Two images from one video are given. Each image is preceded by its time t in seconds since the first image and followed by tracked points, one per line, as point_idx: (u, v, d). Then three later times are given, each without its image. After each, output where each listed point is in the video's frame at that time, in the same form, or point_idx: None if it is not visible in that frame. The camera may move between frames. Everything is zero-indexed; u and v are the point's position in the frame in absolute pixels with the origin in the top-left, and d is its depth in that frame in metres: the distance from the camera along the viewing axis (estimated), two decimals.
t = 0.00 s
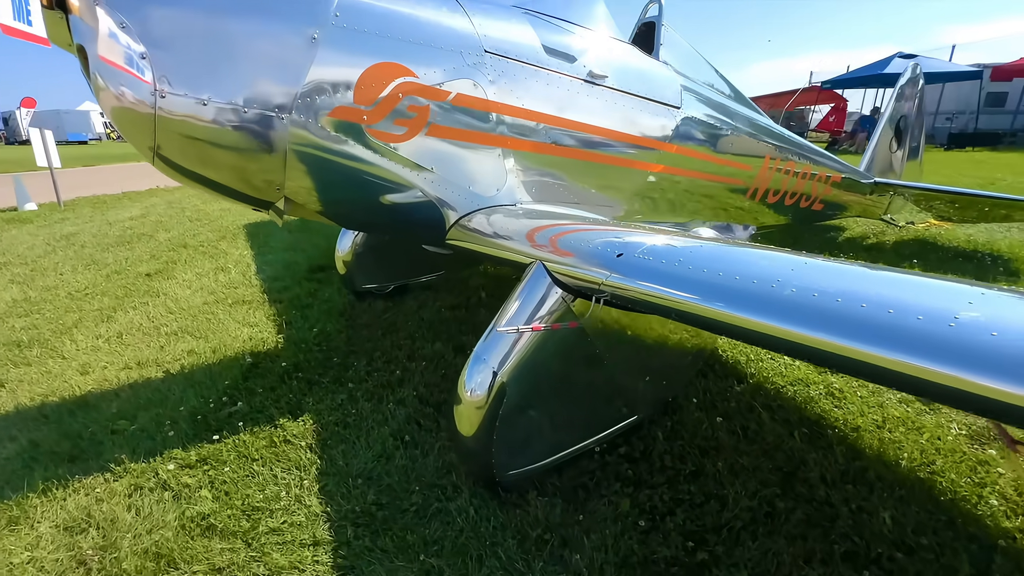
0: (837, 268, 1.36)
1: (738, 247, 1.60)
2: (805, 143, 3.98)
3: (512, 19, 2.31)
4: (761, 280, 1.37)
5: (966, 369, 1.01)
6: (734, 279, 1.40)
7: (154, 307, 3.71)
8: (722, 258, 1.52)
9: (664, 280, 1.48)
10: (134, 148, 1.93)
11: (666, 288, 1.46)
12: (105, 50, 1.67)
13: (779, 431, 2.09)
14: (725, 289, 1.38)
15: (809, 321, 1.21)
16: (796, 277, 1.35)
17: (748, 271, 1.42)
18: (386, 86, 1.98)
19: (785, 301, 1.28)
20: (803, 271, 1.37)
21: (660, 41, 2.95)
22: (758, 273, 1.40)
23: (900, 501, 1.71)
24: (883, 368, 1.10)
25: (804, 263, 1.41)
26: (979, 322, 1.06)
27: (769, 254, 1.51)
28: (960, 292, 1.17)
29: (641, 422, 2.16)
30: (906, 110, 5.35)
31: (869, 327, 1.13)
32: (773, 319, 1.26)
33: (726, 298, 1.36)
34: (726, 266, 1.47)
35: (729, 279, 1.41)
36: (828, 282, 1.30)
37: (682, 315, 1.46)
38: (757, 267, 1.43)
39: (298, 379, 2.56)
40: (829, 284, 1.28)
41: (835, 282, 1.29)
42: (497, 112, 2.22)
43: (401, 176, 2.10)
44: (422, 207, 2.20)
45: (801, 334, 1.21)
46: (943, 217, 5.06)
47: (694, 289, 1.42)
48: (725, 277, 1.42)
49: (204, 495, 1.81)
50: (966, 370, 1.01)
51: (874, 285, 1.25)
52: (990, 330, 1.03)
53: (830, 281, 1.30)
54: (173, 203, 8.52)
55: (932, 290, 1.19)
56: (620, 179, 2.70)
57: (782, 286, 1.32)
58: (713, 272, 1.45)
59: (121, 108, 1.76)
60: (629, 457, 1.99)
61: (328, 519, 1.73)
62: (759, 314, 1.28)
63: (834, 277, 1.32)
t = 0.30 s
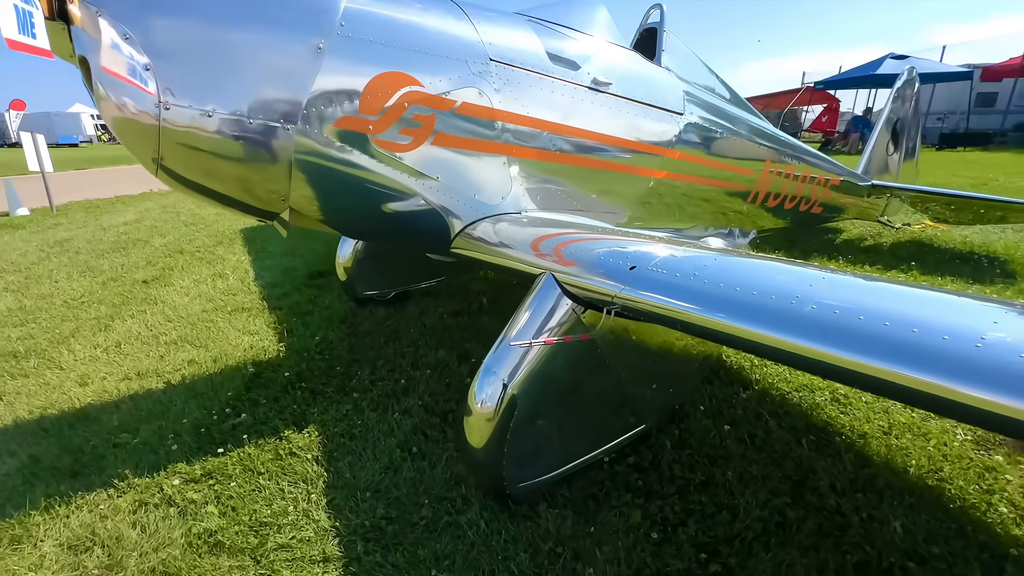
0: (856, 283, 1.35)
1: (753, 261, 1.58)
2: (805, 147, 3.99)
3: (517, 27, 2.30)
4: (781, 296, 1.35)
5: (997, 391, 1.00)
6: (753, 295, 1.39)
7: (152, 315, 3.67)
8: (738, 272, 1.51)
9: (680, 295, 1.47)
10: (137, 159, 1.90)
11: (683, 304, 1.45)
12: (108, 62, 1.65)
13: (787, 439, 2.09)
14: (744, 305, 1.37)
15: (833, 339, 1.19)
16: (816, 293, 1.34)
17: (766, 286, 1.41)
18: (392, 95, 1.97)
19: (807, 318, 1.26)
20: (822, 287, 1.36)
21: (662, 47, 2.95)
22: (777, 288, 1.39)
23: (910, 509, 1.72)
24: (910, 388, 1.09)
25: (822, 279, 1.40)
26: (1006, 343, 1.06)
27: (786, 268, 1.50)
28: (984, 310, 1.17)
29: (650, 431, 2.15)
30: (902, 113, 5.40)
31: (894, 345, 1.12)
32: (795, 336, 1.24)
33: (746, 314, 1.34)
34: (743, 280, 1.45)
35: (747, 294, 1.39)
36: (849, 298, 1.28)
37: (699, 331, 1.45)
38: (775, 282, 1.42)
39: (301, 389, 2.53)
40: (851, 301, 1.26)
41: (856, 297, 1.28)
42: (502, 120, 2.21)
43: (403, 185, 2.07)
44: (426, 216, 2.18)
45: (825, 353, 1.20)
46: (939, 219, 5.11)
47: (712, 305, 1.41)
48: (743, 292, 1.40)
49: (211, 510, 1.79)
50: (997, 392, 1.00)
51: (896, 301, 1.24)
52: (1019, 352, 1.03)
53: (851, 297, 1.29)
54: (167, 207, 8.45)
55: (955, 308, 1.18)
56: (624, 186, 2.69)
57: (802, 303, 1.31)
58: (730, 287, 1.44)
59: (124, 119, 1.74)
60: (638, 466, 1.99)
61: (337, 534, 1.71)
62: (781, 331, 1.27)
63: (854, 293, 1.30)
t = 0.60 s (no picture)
0: (883, 304, 1.35)
1: (776, 278, 1.58)
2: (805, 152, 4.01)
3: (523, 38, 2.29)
4: (808, 318, 1.35)
5: None
6: (779, 316, 1.38)
7: (150, 327, 3.62)
8: (760, 291, 1.50)
9: (704, 315, 1.45)
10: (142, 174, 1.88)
11: (708, 324, 1.44)
12: (114, 78, 1.62)
13: (799, 449, 2.09)
14: (771, 326, 1.35)
15: (867, 365, 1.19)
16: (844, 314, 1.33)
17: (791, 307, 1.40)
18: (401, 108, 1.95)
19: (836, 342, 1.26)
20: (849, 308, 1.35)
21: (666, 55, 2.94)
22: (803, 310, 1.37)
23: (926, 521, 1.73)
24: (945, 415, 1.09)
25: (848, 300, 1.40)
26: None
27: (809, 287, 1.49)
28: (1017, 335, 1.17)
29: (661, 443, 2.14)
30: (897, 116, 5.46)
31: (930, 372, 1.12)
32: (827, 361, 1.24)
33: (774, 336, 1.33)
34: (767, 300, 1.44)
35: (773, 316, 1.38)
36: (879, 321, 1.28)
37: (725, 351, 1.44)
38: (801, 302, 1.41)
39: (307, 403, 2.51)
40: (881, 324, 1.26)
41: (886, 321, 1.27)
42: (511, 132, 2.19)
43: (407, 197, 2.05)
44: (430, 228, 2.16)
45: (858, 378, 1.19)
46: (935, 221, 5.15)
47: (738, 326, 1.40)
48: (769, 312, 1.39)
49: (222, 532, 1.76)
50: None
51: (927, 325, 1.23)
52: None
53: (880, 320, 1.28)
54: (160, 213, 8.35)
55: (988, 332, 1.18)
56: (629, 196, 2.69)
57: (831, 325, 1.30)
58: (755, 307, 1.43)
59: (130, 135, 1.71)
60: (652, 479, 1.98)
61: (352, 556, 1.69)
62: (811, 355, 1.26)
63: (883, 315, 1.30)
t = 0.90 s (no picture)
0: (911, 323, 1.32)
1: (797, 293, 1.55)
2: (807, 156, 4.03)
3: (532, 48, 2.28)
4: (836, 337, 1.32)
5: None
6: (806, 335, 1.35)
7: (151, 337, 3.58)
8: (785, 308, 1.47)
9: (728, 334, 1.43)
10: (150, 189, 1.85)
11: (733, 344, 1.41)
12: (123, 94, 1.60)
13: (811, 458, 2.09)
14: (798, 346, 1.33)
15: (900, 388, 1.16)
16: (873, 333, 1.30)
17: (818, 326, 1.37)
18: (413, 121, 1.94)
19: (867, 363, 1.23)
20: (878, 327, 1.32)
21: (671, 62, 2.95)
22: (830, 330, 1.34)
23: (941, 532, 1.74)
24: (984, 440, 1.07)
25: (876, 318, 1.36)
26: None
27: (834, 303, 1.46)
28: None
29: (674, 453, 2.14)
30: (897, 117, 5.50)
31: (967, 397, 1.10)
32: (858, 383, 1.21)
33: (801, 356, 1.31)
34: (793, 318, 1.41)
35: (800, 335, 1.35)
36: (911, 342, 1.25)
37: (751, 370, 1.41)
38: (827, 320, 1.39)
39: (315, 415, 2.49)
40: (913, 345, 1.23)
41: (918, 342, 1.24)
42: (521, 142, 2.18)
43: (411, 208, 2.02)
44: (436, 238, 2.14)
45: (891, 401, 1.17)
46: (932, 222, 5.20)
47: (764, 345, 1.37)
48: (795, 332, 1.36)
49: (236, 551, 1.74)
50: None
51: (959, 346, 1.21)
52: None
53: (912, 341, 1.25)
54: (155, 218, 8.27)
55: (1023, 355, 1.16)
56: (637, 204, 2.69)
57: (861, 346, 1.27)
58: (780, 325, 1.40)
59: (138, 149, 1.69)
60: (666, 491, 1.97)
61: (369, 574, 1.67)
62: (841, 376, 1.24)
63: (913, 335, 1.27)
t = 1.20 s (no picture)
0: (946, 349, 1.29)
1: (825, 314, 1.52)
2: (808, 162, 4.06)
3: (543, 61, 2.27)
4: (871, 363, 1.28)
5: None
6: (839, 361, 1.31)
7: (153, 350, 3.53)
8: (815, 331, 1.43)
9: (757, 358, 1.40)
10: (163, 211, 1.83)
11: (764, 368, 1.37)
12: (138, 116, 1.59)
13: (826, 469, 2.10)
14: (832, 372, 1.29)
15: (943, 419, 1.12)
16: (909, 360, 1.27)
17: (851, 351, 1.33)
18: (427, 138, 1.93)
19: (906, 392, 1.19)
20: (913, 353, 1.28)
21: (677, 72, 2.95)
22: (864, 355, 1.31)
23: (960, 544, 1.75)
24: None
25: (910, 344, 1.32)
26: None
27: (865, 326, 1.43)
28: None
29: (691, 466, 2.14)
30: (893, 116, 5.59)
31: (1015, 431, 1.06)
32: (898, 412, 1.17)
33: (836, 383, 1.27)
34: (824, 342, 1.37)
35: (833, 361, 1.31)
36: (950, 371, 1.21)
37: (781, 394, 1.38)
38: (860, 344, 1.35)
39: (326, 432, 2.46)
40: (953, 374, 1.19)
41: (957, 371, 1.20)
42: (534, 157, 2.18)
43: (418, 222, 2.01)
44: (444, 252, 2.12)
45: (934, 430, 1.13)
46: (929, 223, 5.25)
47: (796, 370, 1.33)
48: (829, 357, 1.32)
49: None
50: None
51: (1000, 375, 1.18)
52: None
53: (951, 369, 1.21)
54: (148, 224, 8.17)
55: None
56: (646, 214, 2.69)
57: (898, 373, 1.23)
58: (812, 349, 1.36)
59: (153, 170, 1.67)
60: (685, 505, 1.98)
61: None
62: (880, 404, 1.20)
63: (951, 363, 1.23)
